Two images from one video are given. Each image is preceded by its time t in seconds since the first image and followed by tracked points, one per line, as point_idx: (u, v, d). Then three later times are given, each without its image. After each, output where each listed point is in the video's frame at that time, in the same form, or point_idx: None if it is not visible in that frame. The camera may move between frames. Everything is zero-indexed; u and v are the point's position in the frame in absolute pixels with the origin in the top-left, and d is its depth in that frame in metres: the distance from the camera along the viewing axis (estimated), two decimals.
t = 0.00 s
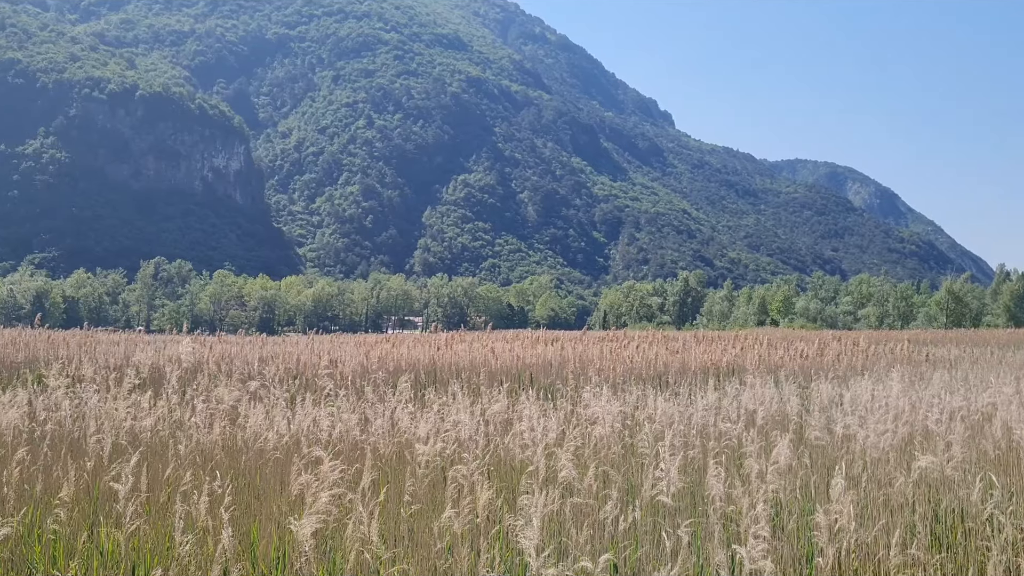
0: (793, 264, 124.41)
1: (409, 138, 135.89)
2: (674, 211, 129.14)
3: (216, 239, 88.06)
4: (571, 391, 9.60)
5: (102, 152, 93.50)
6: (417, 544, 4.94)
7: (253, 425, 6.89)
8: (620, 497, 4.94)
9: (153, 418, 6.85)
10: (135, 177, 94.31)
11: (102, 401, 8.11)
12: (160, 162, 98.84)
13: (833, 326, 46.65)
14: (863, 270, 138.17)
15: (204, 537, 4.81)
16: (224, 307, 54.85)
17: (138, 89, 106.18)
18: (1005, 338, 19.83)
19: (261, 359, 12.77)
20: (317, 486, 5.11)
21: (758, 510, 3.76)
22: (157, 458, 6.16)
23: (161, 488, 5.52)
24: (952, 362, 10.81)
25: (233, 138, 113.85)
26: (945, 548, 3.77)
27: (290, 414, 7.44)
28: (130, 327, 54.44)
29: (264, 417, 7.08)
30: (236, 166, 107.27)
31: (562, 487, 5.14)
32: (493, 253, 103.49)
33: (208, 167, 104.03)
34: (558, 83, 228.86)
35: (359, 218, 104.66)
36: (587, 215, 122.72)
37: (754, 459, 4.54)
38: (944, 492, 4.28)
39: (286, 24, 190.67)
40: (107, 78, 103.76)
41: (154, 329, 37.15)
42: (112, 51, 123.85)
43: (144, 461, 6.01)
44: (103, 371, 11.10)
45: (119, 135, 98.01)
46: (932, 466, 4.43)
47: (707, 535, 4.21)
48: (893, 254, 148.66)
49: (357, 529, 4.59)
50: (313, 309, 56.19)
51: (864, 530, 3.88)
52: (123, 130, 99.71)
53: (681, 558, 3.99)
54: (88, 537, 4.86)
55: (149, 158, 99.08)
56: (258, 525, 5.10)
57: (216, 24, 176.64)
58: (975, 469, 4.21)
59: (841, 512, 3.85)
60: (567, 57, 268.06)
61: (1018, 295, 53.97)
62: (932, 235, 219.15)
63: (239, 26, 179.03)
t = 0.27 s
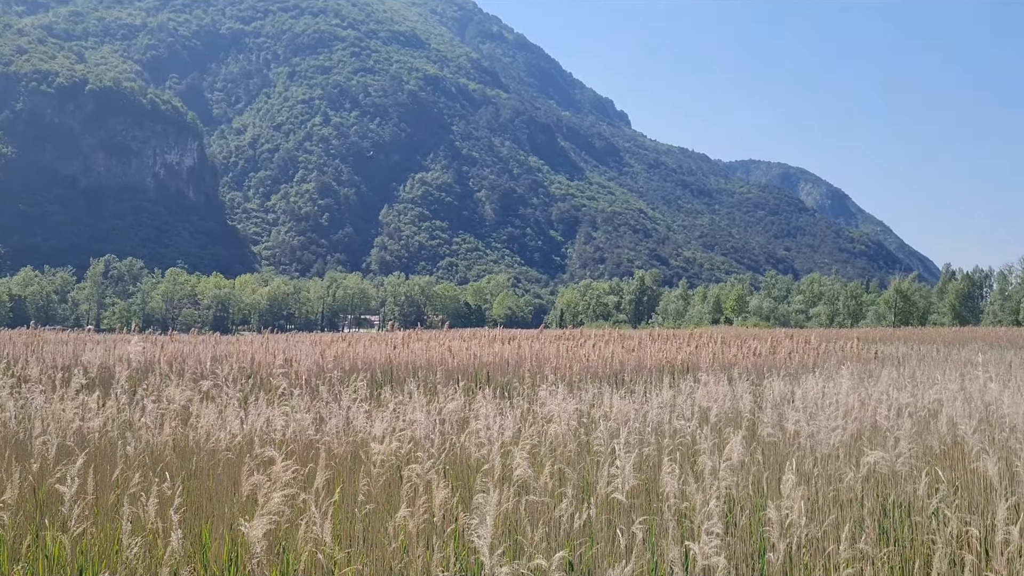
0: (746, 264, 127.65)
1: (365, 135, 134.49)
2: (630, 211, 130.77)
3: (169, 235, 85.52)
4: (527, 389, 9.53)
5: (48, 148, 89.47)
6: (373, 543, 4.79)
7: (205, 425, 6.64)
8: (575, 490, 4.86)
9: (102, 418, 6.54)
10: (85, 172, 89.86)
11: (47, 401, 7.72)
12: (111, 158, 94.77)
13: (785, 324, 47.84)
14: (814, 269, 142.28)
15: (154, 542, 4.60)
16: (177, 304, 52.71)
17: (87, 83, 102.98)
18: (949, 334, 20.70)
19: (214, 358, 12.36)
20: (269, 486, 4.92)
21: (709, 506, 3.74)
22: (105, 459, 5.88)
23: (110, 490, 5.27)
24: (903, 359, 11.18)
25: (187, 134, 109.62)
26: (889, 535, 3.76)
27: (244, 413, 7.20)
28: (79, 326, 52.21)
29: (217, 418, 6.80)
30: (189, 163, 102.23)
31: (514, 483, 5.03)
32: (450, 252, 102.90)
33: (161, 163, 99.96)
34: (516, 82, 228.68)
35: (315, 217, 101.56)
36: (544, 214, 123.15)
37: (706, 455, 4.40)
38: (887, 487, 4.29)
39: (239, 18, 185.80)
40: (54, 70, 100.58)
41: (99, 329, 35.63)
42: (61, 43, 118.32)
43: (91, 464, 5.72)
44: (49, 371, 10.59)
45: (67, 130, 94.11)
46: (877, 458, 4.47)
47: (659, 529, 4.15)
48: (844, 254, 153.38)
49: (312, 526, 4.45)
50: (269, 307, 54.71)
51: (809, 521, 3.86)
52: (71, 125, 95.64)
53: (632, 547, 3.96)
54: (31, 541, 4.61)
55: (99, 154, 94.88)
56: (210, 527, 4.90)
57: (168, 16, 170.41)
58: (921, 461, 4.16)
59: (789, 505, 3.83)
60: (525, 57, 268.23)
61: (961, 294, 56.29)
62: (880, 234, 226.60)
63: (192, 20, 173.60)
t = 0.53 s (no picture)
0: (707, 262, 130.05)
1: (327, 132, 132.94)
2: (592, 210, 131.89)
3: (125, 232, 83.17)
4: (489, 387, 9.44)
5: None
6: (333, 542, 4.67)
7: (161, 424, 6.40)
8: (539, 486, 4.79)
9: (54, 418, 6.28)
10: (37, 167, 87.34)
11: None
12: (65, 152, 91.57)
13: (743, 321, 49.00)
14: (772, 267, 145.64)
15: (106, 542, 4.42)
16: (135, 302, 51.13)
17: (42, 75, 99.27)
18: (902, 331, 21.35)
19: (173, 356, 11.99)
20: (225, 484, 4.75)
21: (669, 503, 3.73)
22: (57, 459, 5.63)
23: (61, 490, 5.03)
24: (859, 357, 11.45)
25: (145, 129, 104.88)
26: (844, 528, 3.77)
27: (201, 412, 6.97)
28: (32, 324, 49.86)
29: (173, 416, 6.58)
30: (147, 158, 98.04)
31: (475, 481, 4.94)
32: (413, 250, 102.10)
33: (118, 158, 95.22)
34: (478, 80, 227.76)
35: (276, 214, 101.41)
36: (507, 212, 123.14)
37: (664, 451, 4.33)
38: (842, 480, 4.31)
39: (199, 12, 180.89)
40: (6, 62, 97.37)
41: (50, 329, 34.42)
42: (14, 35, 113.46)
43: (41, 465, 5.47)
44: None
45: (20, 123, 91.49)
46: (833, 453, 4.49)
47: (620, 527, 4.11)
48: (800, 253, 157.33)
49: (271, 524, 4.31)
50: (229, 305, 52.98)
51: (765, 516, 3.85)
52: (25, 118, 92.67)
53: (593, 544, 3.93)
54: None
55: (53, 148, 91.87)
56: (166, 527, 4.71)
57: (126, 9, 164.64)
58: (875, 454, 4.18)
59: (747, 500, 3.81)
60: (488, 55, 267.49)
61: (914, 293, 58.35)
62: (837, 232, 231.96)
63: (149, 14, 168.16)
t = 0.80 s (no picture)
0: (663, 262, 132.29)
1: (284, 128, 130.62)
2: (550, 208, 132.67)
3: (73, 229, 80.60)
4: (446, 385, 9.32)
5: None
6: (284, 542, 4.51)
7: (108, 424, 6.11)
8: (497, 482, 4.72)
9: None
10: None
11: None
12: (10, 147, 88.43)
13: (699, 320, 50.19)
14: (727, 267, 148.78)
15: (49, 544, 4.19)
16: (86, 300, 49.86)
17: None
18: (854, 330, 21.94)
19: (123, 355, 11.58)
20: (174, 485, 4.55)
21: (625, 500, 3.69)
22: None
23: None
24: (811, 355, 11.69)
25: (97, 125, 102.00)
26: (796, 525, 3.77)
27: (149, 411, 6.70)
28: None
29: (123, 415, 6.31)
30: (99, 154, 95.62)
31: (431, 480, 4.82)
32: (371, 247, 100.93)
33: (68, 153, 92.25)
34: (438, 78, 226.63)
35: (232, 210, 98.45)
36: (466, 211, 122.95)
37: (621, 448, 4.29)
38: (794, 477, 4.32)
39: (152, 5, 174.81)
40: None
41: None
42: None
43: None
44: None
45: None
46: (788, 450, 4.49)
47: (576, 525, 4.05)
48: (755, 253, 161.13)
49: (220, 523, 4.13)
50: (183, 303, 51.58)
51: (719, 513, 3.84)
52: None
53: (549, 541, 3.87)
54: None
55: None
56: (115, 528, 4.48)
57: None
58: (826, 449, 4.21)
59: (702, 495, 3.78)
60: (448, 53, 266.27)
61: (866, 291, 60.27)
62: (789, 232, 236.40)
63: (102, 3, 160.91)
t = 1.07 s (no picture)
0: (613, 259, 134.33)
1: (231, 122, 127.20)
2: (500, 206, 133.02)
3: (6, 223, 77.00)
4: (395, 381, 9.14)
5: None
6: (227, 541, 4.31)
7: (41, 424, 5.77)
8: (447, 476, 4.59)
9: None
10: None
11: None
12: None
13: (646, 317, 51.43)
14: (675, 265, 151.97)
15: None
16: (22, 296, 47.98)
17: None
18: (794, 325, 22.64)
19: (61, 351, 11.01)
20: (112, 484, 4.30)
21: (573, 496, 3.63)
22: None
23: None
24: (754, 351, 11.94)
25: (36, 115, 95.03)
26: (746, 521, 3.76)
27: (85, 409, 6.34)
28: None
29: (55, 414, 5.95)
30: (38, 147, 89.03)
31: (376, 478, 4.66)
32: (321, 245, 98.45)
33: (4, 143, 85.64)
34: (388, 73, 223.85)
35: (176, 205, 95.43)
36: (416, 207, 122.20)
37: (569, 445, 4.25)
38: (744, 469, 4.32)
39: None
40: None
41: None
42: None
43: None
44: None
45: None
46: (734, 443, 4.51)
47: (527, 522, 3.96)
48: (701, 252, 164.99)
49: (155, 525, 3.90)
50: (126, 299, 49.88)
51: (670, 507, 3.81)
52: None
53: (498, 538, 3.77)
54: None
55: None
56: (50, 529, 4.22)
57: None
58: (769, 444, 4.24)
59: (652, 489, 3.74)
60: (398, 48, 263.35)
61: (809, 289, 61.99)
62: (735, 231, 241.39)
63: None
